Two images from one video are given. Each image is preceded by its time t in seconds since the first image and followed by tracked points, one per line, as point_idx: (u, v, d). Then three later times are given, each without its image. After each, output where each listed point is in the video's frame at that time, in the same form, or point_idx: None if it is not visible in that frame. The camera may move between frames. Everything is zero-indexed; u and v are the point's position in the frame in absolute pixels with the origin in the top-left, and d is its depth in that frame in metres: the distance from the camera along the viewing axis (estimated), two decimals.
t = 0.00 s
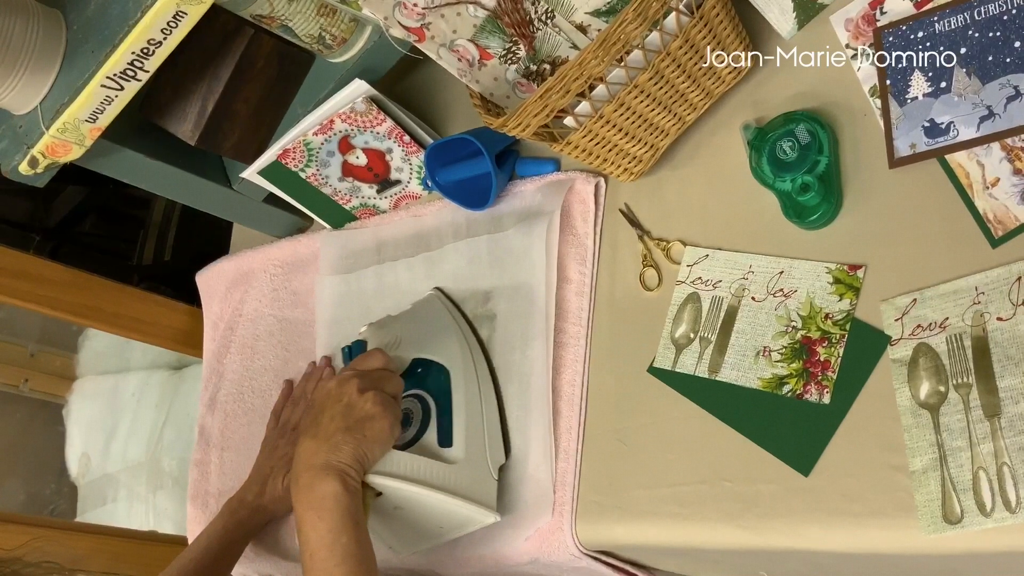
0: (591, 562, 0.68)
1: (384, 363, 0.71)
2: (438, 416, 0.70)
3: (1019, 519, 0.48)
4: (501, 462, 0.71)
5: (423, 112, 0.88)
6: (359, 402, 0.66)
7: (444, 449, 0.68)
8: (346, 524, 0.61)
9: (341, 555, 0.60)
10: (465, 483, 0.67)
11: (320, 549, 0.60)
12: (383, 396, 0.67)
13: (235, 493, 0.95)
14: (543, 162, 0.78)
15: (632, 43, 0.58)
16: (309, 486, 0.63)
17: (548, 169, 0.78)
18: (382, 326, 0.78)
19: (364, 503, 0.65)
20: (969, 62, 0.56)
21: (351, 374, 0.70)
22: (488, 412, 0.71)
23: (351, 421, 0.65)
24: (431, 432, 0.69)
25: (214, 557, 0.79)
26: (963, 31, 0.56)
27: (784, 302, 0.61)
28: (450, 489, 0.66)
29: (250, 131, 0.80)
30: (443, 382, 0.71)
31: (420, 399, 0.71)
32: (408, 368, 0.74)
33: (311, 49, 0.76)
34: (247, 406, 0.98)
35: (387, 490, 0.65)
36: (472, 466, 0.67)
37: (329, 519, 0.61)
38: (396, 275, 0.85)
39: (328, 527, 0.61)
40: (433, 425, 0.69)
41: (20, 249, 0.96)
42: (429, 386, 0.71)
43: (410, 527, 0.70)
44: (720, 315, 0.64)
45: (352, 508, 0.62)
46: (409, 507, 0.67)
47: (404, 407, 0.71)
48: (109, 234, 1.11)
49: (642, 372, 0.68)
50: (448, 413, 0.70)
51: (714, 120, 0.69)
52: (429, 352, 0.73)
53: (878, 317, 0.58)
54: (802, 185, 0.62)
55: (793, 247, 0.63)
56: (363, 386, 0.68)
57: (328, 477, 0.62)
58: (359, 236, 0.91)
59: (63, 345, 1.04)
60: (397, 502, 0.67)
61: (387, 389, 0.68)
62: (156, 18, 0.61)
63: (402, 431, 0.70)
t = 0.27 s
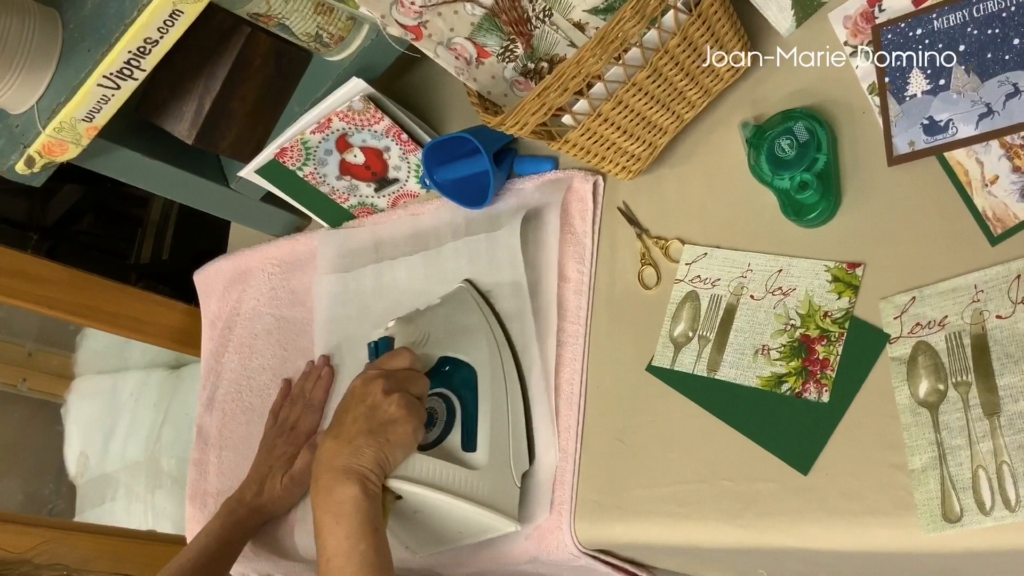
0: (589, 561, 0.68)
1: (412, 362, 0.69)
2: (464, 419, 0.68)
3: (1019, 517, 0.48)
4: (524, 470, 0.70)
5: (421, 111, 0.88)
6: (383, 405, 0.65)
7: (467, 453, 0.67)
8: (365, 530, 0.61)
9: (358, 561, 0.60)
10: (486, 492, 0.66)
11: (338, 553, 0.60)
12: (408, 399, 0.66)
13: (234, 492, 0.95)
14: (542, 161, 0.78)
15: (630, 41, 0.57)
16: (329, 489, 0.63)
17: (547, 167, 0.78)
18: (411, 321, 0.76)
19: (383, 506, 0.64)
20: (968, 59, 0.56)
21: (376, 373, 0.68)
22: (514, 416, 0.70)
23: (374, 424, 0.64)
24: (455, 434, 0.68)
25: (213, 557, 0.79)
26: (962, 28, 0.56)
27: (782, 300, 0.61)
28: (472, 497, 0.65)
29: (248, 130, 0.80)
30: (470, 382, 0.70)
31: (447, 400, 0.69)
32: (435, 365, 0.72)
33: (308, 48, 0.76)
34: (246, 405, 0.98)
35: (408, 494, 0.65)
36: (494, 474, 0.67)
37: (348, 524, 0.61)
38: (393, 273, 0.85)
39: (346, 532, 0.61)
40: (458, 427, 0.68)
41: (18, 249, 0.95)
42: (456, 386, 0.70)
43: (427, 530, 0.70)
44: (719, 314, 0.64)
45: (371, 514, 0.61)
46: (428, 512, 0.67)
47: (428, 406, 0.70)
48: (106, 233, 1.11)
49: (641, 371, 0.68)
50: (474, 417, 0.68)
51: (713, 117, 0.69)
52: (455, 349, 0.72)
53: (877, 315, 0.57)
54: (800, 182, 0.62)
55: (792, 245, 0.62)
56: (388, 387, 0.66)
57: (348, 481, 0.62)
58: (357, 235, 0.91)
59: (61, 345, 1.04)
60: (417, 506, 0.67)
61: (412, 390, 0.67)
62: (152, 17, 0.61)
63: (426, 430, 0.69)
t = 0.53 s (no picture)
0: (589, 561, 0.68)
1: (429, 363, 0.69)
2: (479, 422, 0.68)
3: (1018, 516, 0.48)
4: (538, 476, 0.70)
5: (418, 110, 0.88)
6: (399, 408, 0.65)
7: (481, 457, 0.67)
8: (375, 534, 0.61)
9: (367, 566, 0.60)
10: (499, 498, 0.66)
11: (348, 557, 0.61)
12: (423, 402, 0.65)
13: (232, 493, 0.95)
14: (540, 160, 0.78)
15: (628, 40, 0.57)
16: (341, 492, 0.63)
17: (545, 167, 0.78)
18: (430, 319, 0.75)
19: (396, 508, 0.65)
20: (966, 57, 0.56)
21: (393, 373, 0.68)
22: (530, 418, 0.70)
23: (389, 428, 0.64)
24: (469, 438, 0.68)
25: (212, 558, 0.79)
26: (960, 26, 0.56)
27: (780, 299, 0.61)
28: (484, 504, 0.65)
29: (245, 129, 0.80)
30: (489, 385, 0.69)
31: (462, 402, 0.69)
32: (452, 366, 0.71)
33: (305, 47, 0.76)
34: (244, 405, 0.98)
35: (419, 499, 0.66)
36: (509, 480, 0.67)
37: (359, 530, 0.61)
38: (391, 273, 0.85)
39: (357, 537, 0.61)
40: (473, 430, 0.68)
41: (15, 249, 0.95)
42: (472, 388, 0.69)
43: (437, 532, 0.71)
44: (717, 313, 0.64)
45: (383, 519, 0.62)
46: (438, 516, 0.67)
47: (444, 406, 0.70)
48: (105, 233, 1.11)
49: (640, 371, 0.68)
50: (491, 420, 0.68)
51: (711, 116, 0.69)
52: (473, 349, 0.71)
53: (875, 314, 0.57)
54: (798, 181, 0.62)
55: (790, 244, 0.62)
56: (404, 390, 0.66)
57: (361, 485, 0.62)
58: (355, 235, 0.91)
59: (59, 345, 1.04)
60: (427, 510, 0.68)
61: (428, 392, 0.67)
62: (148, 17, 0.61)
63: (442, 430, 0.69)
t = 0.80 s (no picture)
0: (585, 562, 0.68)
1: (420, 367, 0.71)
2: (473, 424, 0.69)
3: (1015, 517, 0.48)
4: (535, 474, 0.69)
5: (414, 111, 0.88)
6: (396, 415, 0.67)
7: (476, 458, 0.68)
8: (375, 543, 0.63)
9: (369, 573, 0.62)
10: (494, 498, 0.67)
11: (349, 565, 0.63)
12: (419, 408, 0.68)
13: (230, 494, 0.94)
14: (536, 161, 0.78)
15: (623, 40, 0.57)
16: (341, 502, 0.65)
17: (541, 168, 0.78)
18: (417, 322, 0.77)
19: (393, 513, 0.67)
20: (961, 57, 0.56)
21: (388, 378, 0.70)
22: (525, 416, 0.70)
23: (387, 435, 0.66)
24: (462, 440, 0.69)
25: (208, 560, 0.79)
26: (955, 26, 0.56)
27: (776, 300, 0.61)
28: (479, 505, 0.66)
29: (241, 130, 0.80)
30: (481, 386, 0.70)
31: (455, 402, 0.70)
32: (445, 366, 0.72)
33: (300, 48, 0.75)
34: (241, 407, 0.98)
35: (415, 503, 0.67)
36: (504, 480, 0.67)
37: (359, 540, 0.63)
38: (388, 274, 0.85)
39: (359, 545, 0.64)
40: (468, 431, 0.69)
41: (11, 252, 0.95)
42: (466, 390, 0.70)
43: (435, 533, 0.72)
44: (713, 313, 0.64)
45: (382, 528, 0.64)
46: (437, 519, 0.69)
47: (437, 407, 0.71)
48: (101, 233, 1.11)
49: (636, 372, 0.68)
50: (484, 422, 0.69)
51: (707, 116, 0.69)
52: (466, 349, 0.72)
53: (871, 315, 0.57)
54: (794, 182, 0.62)
55: (786, 245, 0.62)
56: (399, 396, 0.69)
57: (362, 493, 0.64)
58: (350, 235, 0.91)
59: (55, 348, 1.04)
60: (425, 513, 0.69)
61: (421, 397, 0.70)
62: (143, 19, 0.61)
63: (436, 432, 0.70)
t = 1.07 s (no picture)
0: (580, 564, 0.67)
1: (321, 351, 0.67)
2: (382, 396, 0.68)
3: (1009, 518, 0.48)
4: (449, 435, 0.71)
5: (407, 112, 0.88)
6: (304, 393, 0.63)
7: (390, 427, 0.67)
8: (305, 516, 0.59)
9: (303, 547, 0.58)
10: (415, 459, 0.66)
11: (280, 543, 0.59)
12: (326, 385, 0.64)
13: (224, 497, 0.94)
14: (529, 161, 0.78)
15: (616, 42, 0.57)
16: (265, 484, 0.61)
17: (534, 169, 0.77)
18: (310, 317, 0.73)
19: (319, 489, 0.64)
20: (954, 58, 0.56)
21: (288, 365, 0.66)
22: (432, 392, 0.71)
23: (299, 412, 0.63)
24: (375, 414, 0.67)
25: (201, 562, 0.78)
26: (948, 27, 0.56)
27: (770, 301, 0.61)
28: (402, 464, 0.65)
29: (233, 132, 0.79)
30: (382, 366, 0.70)
31: (361, 385, 0.69)
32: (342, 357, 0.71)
33: (292, 50, 0.75)
34: (234, 409, 0.98)
35: (342, 475, 0.65)
36: (421, 443, 0.67)
37: (289, 515, 0.59)
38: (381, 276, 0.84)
39: (288, 521, 0.59)
40: (377, 405, 0.68)
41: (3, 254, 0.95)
42: (368, 371, 0.69)
43: (368, 509, 0.69)
44: (707, 315, 0.64)
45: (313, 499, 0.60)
46: (366, 489, 0.67)
47: (344, 394, 0.69)
48: (93, 235, 1.11)
49: (629, 373, 0.67)
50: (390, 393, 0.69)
51: (700, 117, 0.69)
52: (363, 339, 0.71)
53: (866, 316, 0.57)
54: (788, 182, 0.61)
55: (779, 246, 0.62)
56: (304, 375, 0.65)
57: (285, 471, 0.61)
58: (343, 237, 0.90)
59: (49, 350, 1.04)
60: (355, 487, 0.67)
61: (327, 377, 0.65)
62: (134, 21, 0.61)
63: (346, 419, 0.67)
